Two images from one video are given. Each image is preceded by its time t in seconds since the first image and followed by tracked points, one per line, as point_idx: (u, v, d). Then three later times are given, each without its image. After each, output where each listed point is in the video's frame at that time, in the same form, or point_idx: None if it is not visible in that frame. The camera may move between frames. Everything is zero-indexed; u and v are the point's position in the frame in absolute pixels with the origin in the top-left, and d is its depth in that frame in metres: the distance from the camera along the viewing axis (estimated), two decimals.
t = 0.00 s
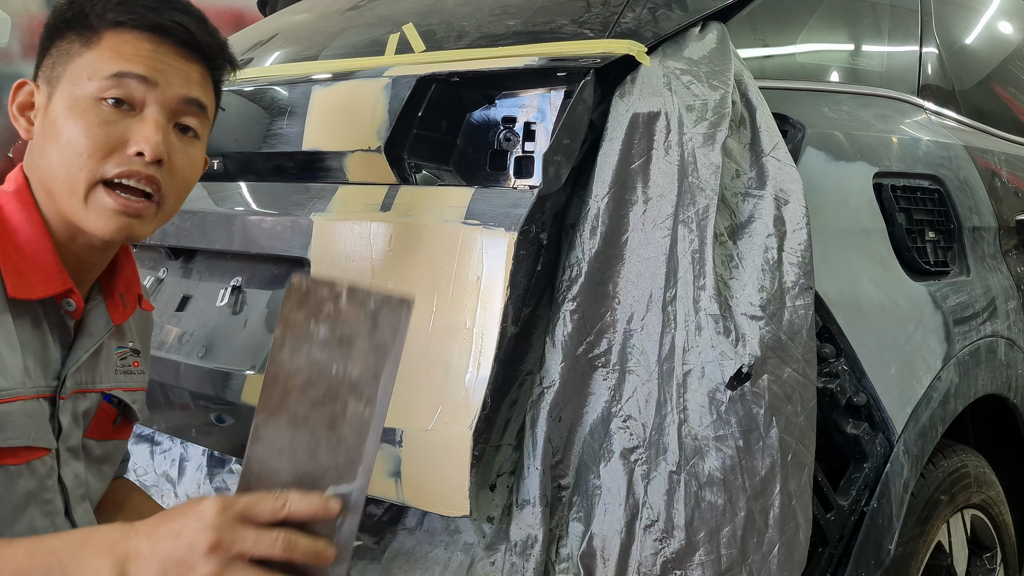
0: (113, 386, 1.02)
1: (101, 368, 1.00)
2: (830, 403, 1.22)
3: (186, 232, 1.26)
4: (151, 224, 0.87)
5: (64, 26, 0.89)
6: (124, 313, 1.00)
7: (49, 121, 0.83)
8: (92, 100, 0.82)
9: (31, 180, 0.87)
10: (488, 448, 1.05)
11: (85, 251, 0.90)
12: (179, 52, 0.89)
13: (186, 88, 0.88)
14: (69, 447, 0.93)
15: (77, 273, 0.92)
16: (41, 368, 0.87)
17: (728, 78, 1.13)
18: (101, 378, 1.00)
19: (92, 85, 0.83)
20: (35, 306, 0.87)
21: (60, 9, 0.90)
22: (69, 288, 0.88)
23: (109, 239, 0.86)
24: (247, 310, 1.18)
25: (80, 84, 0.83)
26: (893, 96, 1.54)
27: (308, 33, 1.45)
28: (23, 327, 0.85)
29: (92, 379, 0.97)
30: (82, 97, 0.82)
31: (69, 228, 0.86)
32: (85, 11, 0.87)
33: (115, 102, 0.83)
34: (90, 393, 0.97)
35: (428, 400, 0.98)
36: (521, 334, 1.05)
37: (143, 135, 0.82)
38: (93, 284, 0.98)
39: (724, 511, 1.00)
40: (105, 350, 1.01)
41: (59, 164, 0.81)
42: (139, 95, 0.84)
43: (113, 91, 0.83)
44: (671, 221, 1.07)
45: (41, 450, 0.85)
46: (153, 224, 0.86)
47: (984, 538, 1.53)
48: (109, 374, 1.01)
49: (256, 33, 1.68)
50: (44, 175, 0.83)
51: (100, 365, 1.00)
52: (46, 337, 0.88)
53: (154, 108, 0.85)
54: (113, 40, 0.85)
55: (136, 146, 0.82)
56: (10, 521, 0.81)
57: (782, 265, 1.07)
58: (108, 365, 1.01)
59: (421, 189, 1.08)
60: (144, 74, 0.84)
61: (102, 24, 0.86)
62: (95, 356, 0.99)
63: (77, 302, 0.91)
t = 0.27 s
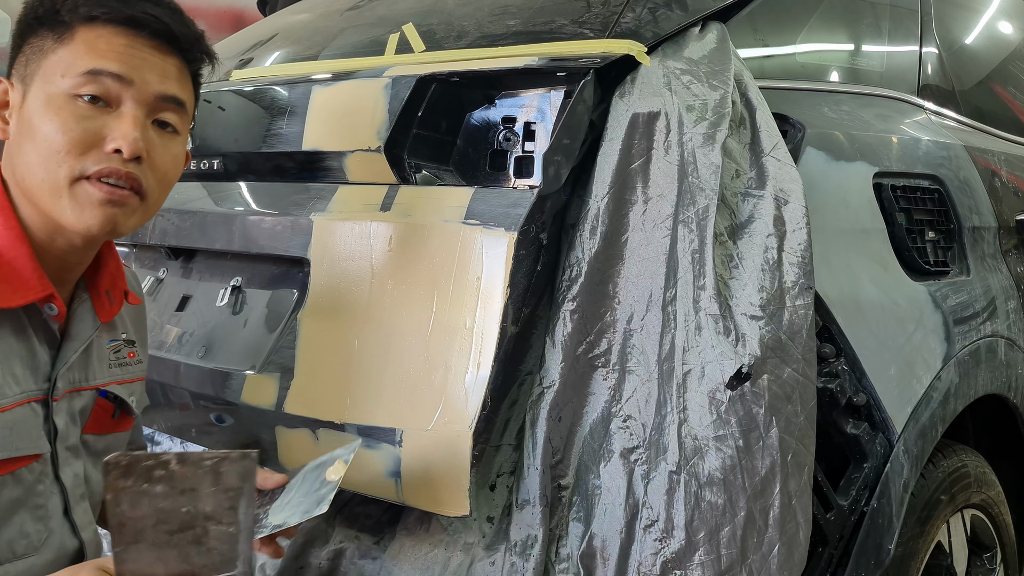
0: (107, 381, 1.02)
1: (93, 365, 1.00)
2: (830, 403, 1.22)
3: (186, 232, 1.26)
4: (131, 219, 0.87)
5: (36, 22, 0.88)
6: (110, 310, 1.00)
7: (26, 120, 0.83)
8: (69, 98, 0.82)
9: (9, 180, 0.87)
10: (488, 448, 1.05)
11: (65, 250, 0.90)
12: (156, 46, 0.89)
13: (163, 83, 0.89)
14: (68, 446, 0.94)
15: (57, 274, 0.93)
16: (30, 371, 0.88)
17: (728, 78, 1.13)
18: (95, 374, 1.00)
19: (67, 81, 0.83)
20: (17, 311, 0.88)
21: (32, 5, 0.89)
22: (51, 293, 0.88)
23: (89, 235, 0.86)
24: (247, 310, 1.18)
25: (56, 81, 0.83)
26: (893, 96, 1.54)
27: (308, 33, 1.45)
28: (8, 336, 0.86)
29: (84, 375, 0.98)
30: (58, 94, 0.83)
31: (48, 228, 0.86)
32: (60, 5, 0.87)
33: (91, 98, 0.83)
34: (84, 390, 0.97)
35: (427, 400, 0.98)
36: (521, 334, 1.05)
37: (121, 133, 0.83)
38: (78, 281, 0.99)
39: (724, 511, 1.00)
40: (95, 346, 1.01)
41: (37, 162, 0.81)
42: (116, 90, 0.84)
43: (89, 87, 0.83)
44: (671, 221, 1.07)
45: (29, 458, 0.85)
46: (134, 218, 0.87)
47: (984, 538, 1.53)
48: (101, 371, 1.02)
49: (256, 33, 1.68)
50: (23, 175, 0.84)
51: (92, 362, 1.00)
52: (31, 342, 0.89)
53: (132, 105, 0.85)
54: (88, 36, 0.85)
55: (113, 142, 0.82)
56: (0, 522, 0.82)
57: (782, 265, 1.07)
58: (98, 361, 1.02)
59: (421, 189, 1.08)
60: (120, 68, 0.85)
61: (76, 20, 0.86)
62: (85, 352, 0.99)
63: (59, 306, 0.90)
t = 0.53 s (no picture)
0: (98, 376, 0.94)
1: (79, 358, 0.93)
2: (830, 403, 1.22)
3: (186, 232, 1.26)
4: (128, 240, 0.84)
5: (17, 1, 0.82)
6: (91, 306, 0.94)
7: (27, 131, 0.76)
8: (85, 124, 0.76)
9: None
10: (488, 448, 1.05)
11: (46, 250, 0.86)
12: (175, 76, 0.84)
13: (178, 110, 0.84)
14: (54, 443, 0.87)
15: (37, 272, 0.88)
16: (9, 367, 0.83)
17: (728, 78, 1.13)
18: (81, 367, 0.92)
19: (84, 107, 0.76)
20: None
21: None
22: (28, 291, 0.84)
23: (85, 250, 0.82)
24: (247, 310, 1.18)
25: (69, 102, 0.76)
26: (893, 96, 1.54)
27: (309, 34, 1.45)
28: None
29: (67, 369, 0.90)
30: (72, 117, 0.76)
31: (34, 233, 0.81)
32: (72, 14, 0.79)
33: (112, 129, 0.77)
34: (71, 386, 0.90)
35: (427, 400, 0.98)
36: (521, 334, 1.05)
37: (140, 161, 0.79)
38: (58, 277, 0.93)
39: (724, 511, 1.00)
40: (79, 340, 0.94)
41: (45, 182, 0.76)
42: (136, 122, 0.79)
43: (110, 118, 0.77)
44: (671, 221, 1.07)
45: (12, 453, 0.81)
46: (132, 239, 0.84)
47: (984, 539, 1.53)
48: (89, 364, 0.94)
49: (256, 33, 1.68)
50: (21, 186, 0.77)
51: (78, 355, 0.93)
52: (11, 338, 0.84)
53: (149, 136, 0.80)
54: (108, 60, 0.78)
55: (131, 172, 0.78)
56: None
57: (782, 265, 1.07)
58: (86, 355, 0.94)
59: (421, 189, 1.08)
60: (140, 100, 0.79)
61: (96, 40, 0.78)
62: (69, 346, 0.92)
63: (37, 303, 0.86)
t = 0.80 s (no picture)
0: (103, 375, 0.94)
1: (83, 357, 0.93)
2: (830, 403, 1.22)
3: (186, 232, 1.26)
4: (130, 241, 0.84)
5: None
6: (95, 304, 0.94)
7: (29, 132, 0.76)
8: (89, 125, 0.76)
9: None
10: (488, 448, 1.05)
11: (47, 250, 0.85)
12: (177, 75, 0.84)
13: (180, 111, 0.84)
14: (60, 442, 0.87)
15: (38, 273, 0.88)
16: (15, 367, 0.83)
17: (728, 78, 1.13)
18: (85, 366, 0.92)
19: (88, 107, 0.76)
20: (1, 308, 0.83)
21: None
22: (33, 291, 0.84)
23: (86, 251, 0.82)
24: (247, 310, 1.18)
25: (72, 102, 0.76)
26: (893, 96, 1.54)
27: (309, 34, 1.45)
28: None
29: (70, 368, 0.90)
30: (75, 118, 0.76)
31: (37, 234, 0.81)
32: (75, 14, 0.79)
33: (114, 129, 0.77)
34: (75, 385, 0.90)
35: (427, 400, 0.98)
36: (521, 334, 1.05)
37: (144, 161, 0.79)
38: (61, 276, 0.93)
39: (724, 511, 1.00)
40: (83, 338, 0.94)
41: (50, 183, 0.76)
42: (139, 123, 0.79)
43: (113, 118, 0.77)
44: (671, 221, 1.07)
45: (17, 453, 0.81)
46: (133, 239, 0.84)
47: (984, 539, 1.53)
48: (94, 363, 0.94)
49: (256, 33, 1.69)
50: (24, 187, 0.77)
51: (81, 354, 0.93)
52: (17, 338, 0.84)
53: (152, 137, 0.81)
54: (111, 60, 0.78)
55: (135, 174, 0.78)
56: None
57: (782, 265, 1.07)
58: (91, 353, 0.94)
59: (421, 189, 1.08)
60: (144, 100, 0.79)
61: (100, 40, 0.78)
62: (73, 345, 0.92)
63: (42, 302, 0.86)
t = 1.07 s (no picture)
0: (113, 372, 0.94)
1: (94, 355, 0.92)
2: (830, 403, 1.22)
3: (186, 232, 1.26)
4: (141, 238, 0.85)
5: None
6: (104, 302, 0.94)
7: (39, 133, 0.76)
8: (100, 124, 0.76)
9: None
10: (488, 448, 1.05)
11: (59, 249, 0.86)
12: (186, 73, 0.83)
13: (189, 109, 0.84)
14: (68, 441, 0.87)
15: (50, 272, 0.88)
16: (27, 367, 0.83)
17: (728, 78, 1.13)
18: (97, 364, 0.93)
19: (98, 106, 0.76)
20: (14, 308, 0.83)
21: None
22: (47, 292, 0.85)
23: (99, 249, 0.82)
24: (247, 310, 1.18)
25: (82, 101, 0.76)
26: (893, 96, 1.54)
27: (308, 34, 1.45)
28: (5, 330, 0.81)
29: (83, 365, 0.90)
30: (86, 118, 0.76)
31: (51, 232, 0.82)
32: (83, 13, 0.79)
33: (125, 128, 0.78)
34: (85, 383, 0.90)
35: (427, 400, 0.98)
36: (521, 334, 1.05)
37: (155, 159, 0.80)
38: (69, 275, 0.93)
39: (724, 511, 1.00)
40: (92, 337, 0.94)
41: (61, 182, 0.76)
42: (149, 121, 0.79)
43: (124, 117, 0.77)
44: (671, 221, 1.07)
45: (29, 455, 0.80)
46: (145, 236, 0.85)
47: (984, 539, 1.53)
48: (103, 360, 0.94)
49: (256, 33, 1.68)
50: (35, 187, 0.77)
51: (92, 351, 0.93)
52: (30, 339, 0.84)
53: (162, 135, 0.81)
54: (119, 59, 0.77)
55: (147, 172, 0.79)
56: None
57: (782, 265, 1.08)
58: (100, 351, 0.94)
59: (421, 189, 1.08)
60: (153, 99, 0.79)
61: (108, 38, 0.78)
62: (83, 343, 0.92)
63: (54, 301, 0.86)
